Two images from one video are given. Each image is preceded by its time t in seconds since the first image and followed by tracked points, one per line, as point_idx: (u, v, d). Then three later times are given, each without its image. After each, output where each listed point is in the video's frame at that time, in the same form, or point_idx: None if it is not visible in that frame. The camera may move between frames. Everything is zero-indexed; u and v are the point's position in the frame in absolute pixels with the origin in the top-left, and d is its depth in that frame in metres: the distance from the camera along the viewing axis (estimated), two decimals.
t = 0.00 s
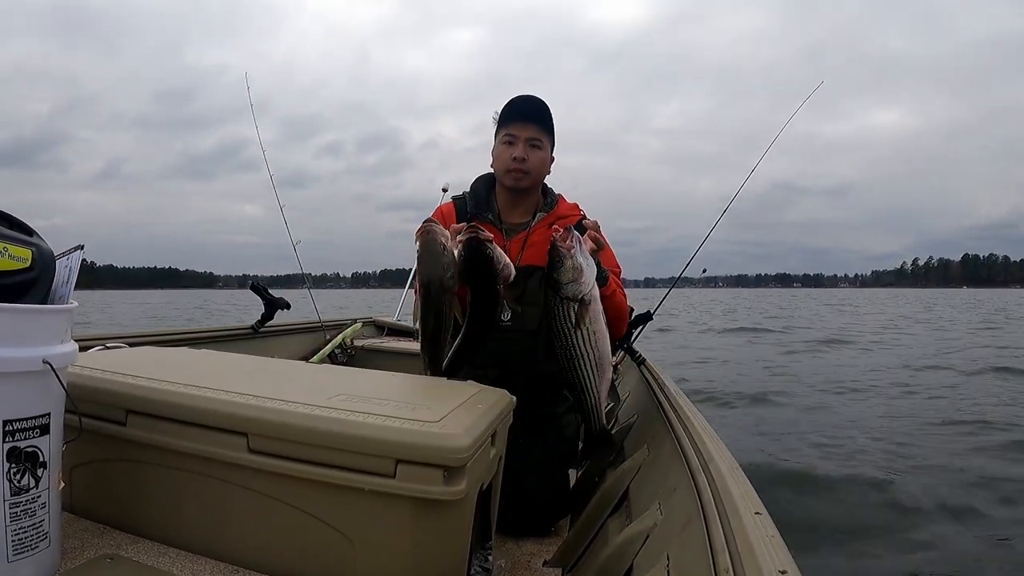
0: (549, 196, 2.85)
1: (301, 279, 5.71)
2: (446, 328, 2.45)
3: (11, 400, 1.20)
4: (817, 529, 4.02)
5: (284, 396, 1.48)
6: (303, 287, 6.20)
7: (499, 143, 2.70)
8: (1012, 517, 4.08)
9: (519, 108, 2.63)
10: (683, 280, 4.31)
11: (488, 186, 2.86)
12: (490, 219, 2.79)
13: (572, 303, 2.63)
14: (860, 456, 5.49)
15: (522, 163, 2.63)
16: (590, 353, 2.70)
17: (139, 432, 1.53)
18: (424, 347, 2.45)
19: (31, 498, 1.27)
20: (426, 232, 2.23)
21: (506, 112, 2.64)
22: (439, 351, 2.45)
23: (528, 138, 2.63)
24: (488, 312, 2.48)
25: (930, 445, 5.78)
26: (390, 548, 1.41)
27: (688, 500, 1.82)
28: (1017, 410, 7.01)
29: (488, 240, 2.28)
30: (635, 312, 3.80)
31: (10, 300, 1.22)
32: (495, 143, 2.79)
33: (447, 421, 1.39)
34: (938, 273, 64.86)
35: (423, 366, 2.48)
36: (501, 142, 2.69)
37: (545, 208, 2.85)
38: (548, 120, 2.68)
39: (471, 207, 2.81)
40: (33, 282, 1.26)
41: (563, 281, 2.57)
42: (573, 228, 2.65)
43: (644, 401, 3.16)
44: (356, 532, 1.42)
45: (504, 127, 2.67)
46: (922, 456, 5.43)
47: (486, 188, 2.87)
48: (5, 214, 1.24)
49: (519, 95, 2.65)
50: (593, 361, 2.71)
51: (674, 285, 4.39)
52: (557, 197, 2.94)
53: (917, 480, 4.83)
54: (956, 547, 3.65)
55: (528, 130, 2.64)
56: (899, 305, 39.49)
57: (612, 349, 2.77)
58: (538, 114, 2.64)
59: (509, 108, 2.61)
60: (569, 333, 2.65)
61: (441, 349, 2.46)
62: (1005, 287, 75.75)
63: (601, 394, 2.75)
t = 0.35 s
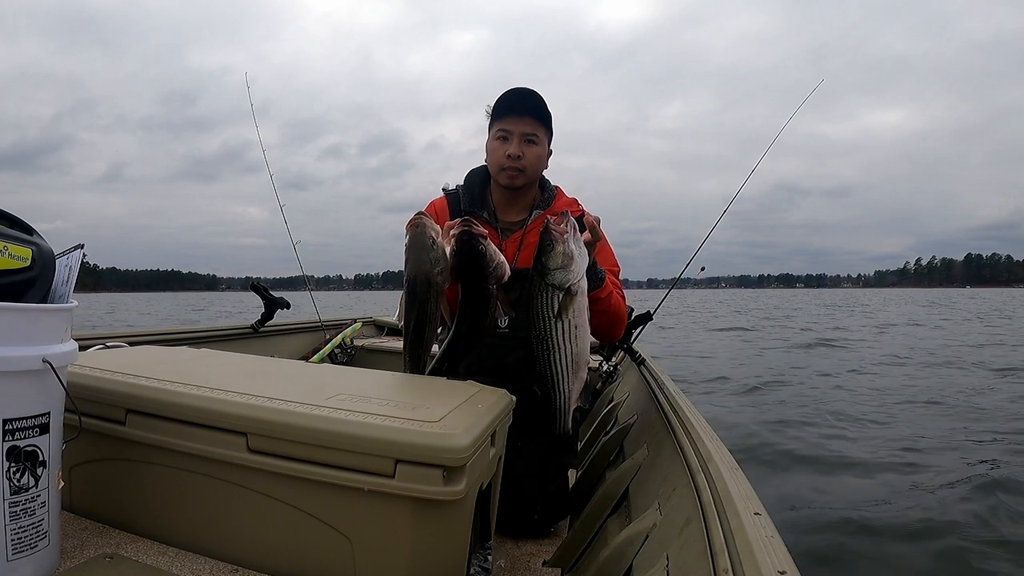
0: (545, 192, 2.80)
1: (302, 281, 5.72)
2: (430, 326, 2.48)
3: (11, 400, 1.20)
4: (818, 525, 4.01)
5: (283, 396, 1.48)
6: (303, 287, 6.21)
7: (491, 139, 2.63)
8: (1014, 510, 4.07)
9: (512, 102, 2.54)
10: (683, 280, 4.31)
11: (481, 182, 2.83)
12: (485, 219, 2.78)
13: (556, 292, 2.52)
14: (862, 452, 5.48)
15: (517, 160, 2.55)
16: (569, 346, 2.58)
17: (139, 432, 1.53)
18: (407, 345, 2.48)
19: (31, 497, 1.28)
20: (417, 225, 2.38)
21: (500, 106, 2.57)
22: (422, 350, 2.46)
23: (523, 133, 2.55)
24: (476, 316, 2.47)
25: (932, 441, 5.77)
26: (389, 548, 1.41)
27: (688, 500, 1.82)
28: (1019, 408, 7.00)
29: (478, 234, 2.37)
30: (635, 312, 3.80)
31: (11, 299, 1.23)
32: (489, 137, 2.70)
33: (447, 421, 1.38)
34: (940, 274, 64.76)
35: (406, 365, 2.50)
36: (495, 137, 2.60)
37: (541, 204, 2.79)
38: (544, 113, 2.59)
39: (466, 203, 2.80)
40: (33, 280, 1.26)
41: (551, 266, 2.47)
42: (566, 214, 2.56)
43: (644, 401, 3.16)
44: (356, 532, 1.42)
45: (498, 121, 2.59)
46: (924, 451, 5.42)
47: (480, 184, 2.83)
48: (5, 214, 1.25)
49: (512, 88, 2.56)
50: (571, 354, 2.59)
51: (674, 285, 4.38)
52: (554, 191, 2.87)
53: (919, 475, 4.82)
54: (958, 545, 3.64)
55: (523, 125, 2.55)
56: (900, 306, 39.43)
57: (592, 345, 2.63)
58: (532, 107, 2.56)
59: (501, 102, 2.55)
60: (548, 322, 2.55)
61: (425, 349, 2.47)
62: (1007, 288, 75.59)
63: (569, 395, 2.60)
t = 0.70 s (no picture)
0: (543, 180, 2.77)
1: (304, 283, 5.72)
2: (435, 304, 2.44)
3: (12, 398, 1.20)
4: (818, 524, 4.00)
5: (283, 396, 1.48)
6: (303, 287, 6.20)
7: (487, 126, 2.61)
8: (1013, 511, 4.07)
9: (508, 88, 2.53)
10: (684, 280, 4.29)
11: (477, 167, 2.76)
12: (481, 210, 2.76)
13: (545, 265, 2.51)
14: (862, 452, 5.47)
15: (513, 148, 2.53)
16: (559, 325, 2.54)
17: (139, 432, 1.53)
18: (411, 327, 2.41)
19: (31, 496, 1.28)
20: (414, 199, 2.32)
21: (496, 92, 2.54)
22: (427, 332, 2.41)
23: (521, 120, 2.53)
24: (485, 293, 2.47)
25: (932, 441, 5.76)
26: (389, 548, 1.41)
27: (688, 500, 1.82)
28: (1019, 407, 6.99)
29: (483, 207, 2.33)
30: (635, 312, 3.80)
31: (11, 298, 1.23)
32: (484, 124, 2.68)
33: (447, 421, 1.38)
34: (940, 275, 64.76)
35: (411, 350, 2.42)
36: (491, 124, 2.58)
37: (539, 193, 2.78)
38: (542, 99, 2.57)
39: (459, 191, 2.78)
40: (33, 280, 1.26)
41: (540, 235, 2.48)
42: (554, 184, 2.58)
43: (645, 401, 3.15)
44: (356, 532, 1.42)
45: (494, 107, 2.56)
46: (924, 451, 5.41)
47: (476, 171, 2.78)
48: (5, 213, 1.25)
49: (508, 73, 2.54)
50: (563, 335, 2.56)
51: (675, 285, 4.38)
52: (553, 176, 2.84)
53: (919, 475, 4.81)
54: (958, 544, 3.63)
55: (520, 111, 2.53)
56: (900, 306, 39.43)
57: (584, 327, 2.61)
58: (529, 94, 2.53)
59: (498, 89, 2.52)
60: (536, 300, 2.52)
61: (430, 332, 2.43)
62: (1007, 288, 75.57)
63: (565, 380, 2.54)
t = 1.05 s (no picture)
0: (536, 175, 2.76)
1: (304, 284, 5.72)
2: (429, 303, 2.44)
3: (12, 400, 1.20)
4: (818, 522, 4.01)
5: (283, 396, 1.48)
6: (302, 288, 6.20)
7: (476, 124, 2.61)
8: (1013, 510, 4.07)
9: (495, 83, 2.52)
10: (684, 280, 4.29)
11: (469, 163, 2.76)
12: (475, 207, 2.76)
13: (550, 265, 2.54)
14: (862, 451, 5.48)
15: (503, 145, 2.53)
16: (569, 325, 2.60)
17: (139, 433, 1.53)
18: (405, 324, 2.43)
19: (31, 497, 1.28)
20: (410, 196, 2.30)
21: (483, 88, 2.54)
22: (420, 330, 2.43)
23: (509, 116, 2.52)
24: (483, 296, 2.45)
25: (932, 441, 5.77)
26: (389, 549, 1.41)
27: (688, 500, 1.82)
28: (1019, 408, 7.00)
29: (483, 209, 2.34)
30: (635, 312, 3.80)
31: (11, 299, 1.23)
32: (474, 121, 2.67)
33: (446, 421, 1.38)
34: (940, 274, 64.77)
35: (404, 346, 2.44)
36: (480, 121, 2.58)
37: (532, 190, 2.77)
38: (531, 92, 2.55)
39: (452, 188, 2.78)
40: (33, 280, 1.26)
41: (544, 234, 2.48)
42: (555, 180, 2.57)
43: (644, 401, 3.16)
44: (356, 532, 1.42)
45: (483, 104, 2.56)
46: (924, 450, 5.42)
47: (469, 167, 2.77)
48: (5, 214, 1.25)
49: (494, 68, 2.53)
50: (572, 334, 2.60)
51: (675, 286, 4.38)
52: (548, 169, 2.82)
53: (919, 475, 4.82)
54: (958, 544, 3.63)
55: (509, 107, 2.52)
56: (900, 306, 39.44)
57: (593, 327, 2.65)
58: (517, 88, 2.52)
59: (485, 85, 2.52)
60: (544, 301, 2.56)
61: (423, 330, 2.44)
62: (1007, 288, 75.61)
63: (574, 380, 2.61)
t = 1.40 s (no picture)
0: (532, 175, 2.77)
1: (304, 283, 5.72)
2: (426, 306, 2.44)
3: (11, 400, 1.20)
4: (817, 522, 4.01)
5: (284, 396, 1.48)
6: (302, 288, 6.20)
7: (474, 122, 2.60)
8: (1013, 511, 4.07)
9: (495, 81, 2.52)
10: (684, 280, 4.28)
11: (464, 163, 2.75)
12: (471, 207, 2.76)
13: (553, 258, 2.53)
14: (861, 451, 5.49)
15: (502, 145, 2.53)
16: (570, 319, 2.58)
17: (139, 433, 1.53)
18: (401, 327, 2.44)
19: (31, 497, 1.28)
20: (406, 199, 2.31)
21: (482, 87, 2.53)
22: (416, 333, 2.43)
23: (508, 115, 2.53)
24: (482, 300, 2.45)
25: (932, 441, 5.77)
26: (389, 549, 1.41)
27: (688, 500, 1.82)
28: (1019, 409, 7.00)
29: (483, 214, 2.32)
30: (635, 312, 3.80)
31: (11, 300, 1.23)
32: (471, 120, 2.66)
33: (446, 421, 1.38)
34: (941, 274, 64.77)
35: (400, 348, 2.45)
36: (478, 120, 2.57)
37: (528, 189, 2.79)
38: (530, 91, 2.56)
39: (446, 188, 2.78)
40: (33, 281, 1.26)
41: (546, 229, 2.47)
42: (560, 176, 2.56)
43: (644, 401, 3.16)
44: (356, 532, 1.42)
45: (481, 102, 2.56)
46: (923, 450, 5.42)
47: (464, 168, 2.75)
48: (5, 215, 1.25)
49: (494, 67, 2.53)
50: (573, 328, 2.59)
51: (675, 286, 4.38)
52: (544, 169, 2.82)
53: (918, 475, 4.82)
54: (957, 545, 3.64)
55: (508, 106, 2.52)
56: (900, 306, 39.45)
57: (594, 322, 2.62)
58: (516, 87, 2.52)
59: (485, 83, 2.52)
60: (546, 294, 2.56)
61: (420, 333, 2.45)
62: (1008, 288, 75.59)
63: (575, 372, 2.61)
